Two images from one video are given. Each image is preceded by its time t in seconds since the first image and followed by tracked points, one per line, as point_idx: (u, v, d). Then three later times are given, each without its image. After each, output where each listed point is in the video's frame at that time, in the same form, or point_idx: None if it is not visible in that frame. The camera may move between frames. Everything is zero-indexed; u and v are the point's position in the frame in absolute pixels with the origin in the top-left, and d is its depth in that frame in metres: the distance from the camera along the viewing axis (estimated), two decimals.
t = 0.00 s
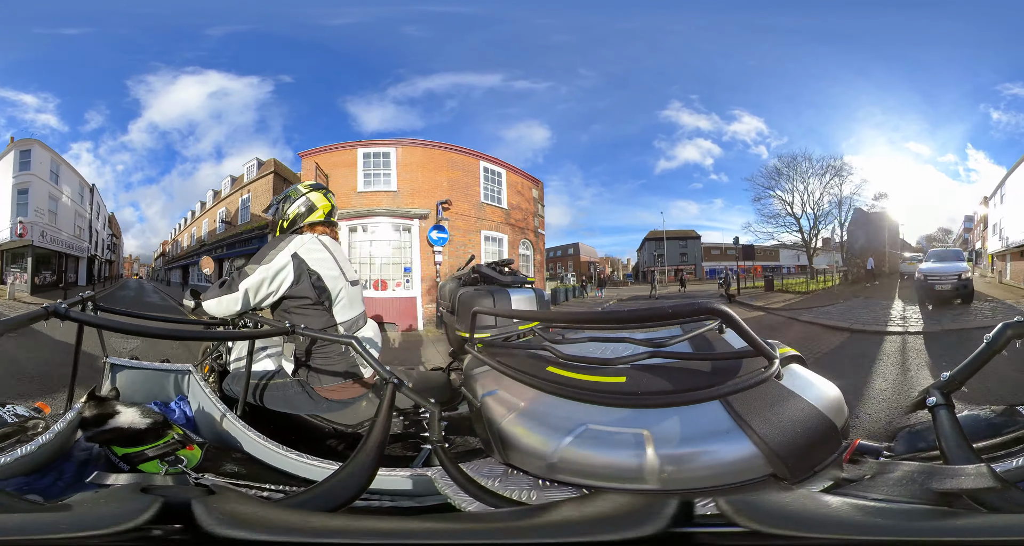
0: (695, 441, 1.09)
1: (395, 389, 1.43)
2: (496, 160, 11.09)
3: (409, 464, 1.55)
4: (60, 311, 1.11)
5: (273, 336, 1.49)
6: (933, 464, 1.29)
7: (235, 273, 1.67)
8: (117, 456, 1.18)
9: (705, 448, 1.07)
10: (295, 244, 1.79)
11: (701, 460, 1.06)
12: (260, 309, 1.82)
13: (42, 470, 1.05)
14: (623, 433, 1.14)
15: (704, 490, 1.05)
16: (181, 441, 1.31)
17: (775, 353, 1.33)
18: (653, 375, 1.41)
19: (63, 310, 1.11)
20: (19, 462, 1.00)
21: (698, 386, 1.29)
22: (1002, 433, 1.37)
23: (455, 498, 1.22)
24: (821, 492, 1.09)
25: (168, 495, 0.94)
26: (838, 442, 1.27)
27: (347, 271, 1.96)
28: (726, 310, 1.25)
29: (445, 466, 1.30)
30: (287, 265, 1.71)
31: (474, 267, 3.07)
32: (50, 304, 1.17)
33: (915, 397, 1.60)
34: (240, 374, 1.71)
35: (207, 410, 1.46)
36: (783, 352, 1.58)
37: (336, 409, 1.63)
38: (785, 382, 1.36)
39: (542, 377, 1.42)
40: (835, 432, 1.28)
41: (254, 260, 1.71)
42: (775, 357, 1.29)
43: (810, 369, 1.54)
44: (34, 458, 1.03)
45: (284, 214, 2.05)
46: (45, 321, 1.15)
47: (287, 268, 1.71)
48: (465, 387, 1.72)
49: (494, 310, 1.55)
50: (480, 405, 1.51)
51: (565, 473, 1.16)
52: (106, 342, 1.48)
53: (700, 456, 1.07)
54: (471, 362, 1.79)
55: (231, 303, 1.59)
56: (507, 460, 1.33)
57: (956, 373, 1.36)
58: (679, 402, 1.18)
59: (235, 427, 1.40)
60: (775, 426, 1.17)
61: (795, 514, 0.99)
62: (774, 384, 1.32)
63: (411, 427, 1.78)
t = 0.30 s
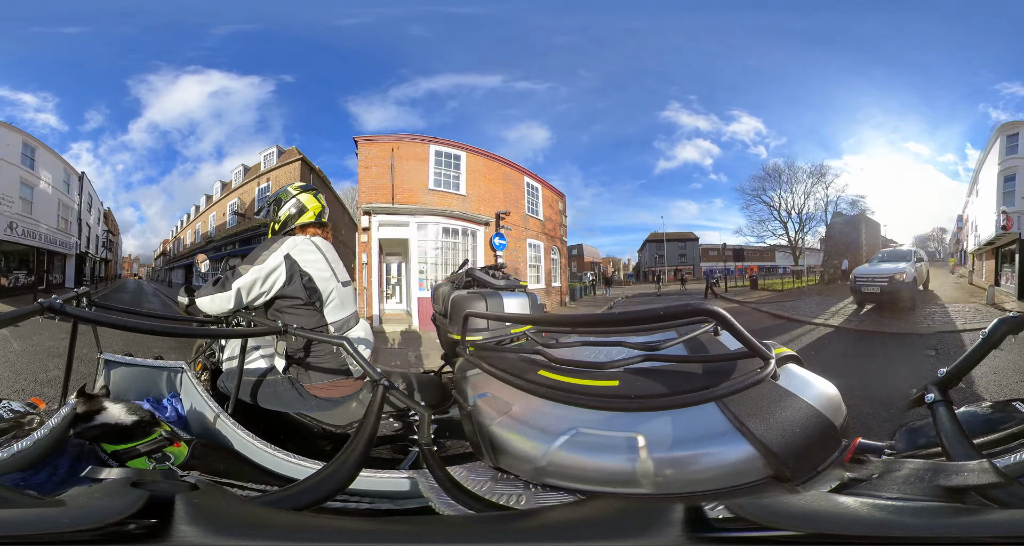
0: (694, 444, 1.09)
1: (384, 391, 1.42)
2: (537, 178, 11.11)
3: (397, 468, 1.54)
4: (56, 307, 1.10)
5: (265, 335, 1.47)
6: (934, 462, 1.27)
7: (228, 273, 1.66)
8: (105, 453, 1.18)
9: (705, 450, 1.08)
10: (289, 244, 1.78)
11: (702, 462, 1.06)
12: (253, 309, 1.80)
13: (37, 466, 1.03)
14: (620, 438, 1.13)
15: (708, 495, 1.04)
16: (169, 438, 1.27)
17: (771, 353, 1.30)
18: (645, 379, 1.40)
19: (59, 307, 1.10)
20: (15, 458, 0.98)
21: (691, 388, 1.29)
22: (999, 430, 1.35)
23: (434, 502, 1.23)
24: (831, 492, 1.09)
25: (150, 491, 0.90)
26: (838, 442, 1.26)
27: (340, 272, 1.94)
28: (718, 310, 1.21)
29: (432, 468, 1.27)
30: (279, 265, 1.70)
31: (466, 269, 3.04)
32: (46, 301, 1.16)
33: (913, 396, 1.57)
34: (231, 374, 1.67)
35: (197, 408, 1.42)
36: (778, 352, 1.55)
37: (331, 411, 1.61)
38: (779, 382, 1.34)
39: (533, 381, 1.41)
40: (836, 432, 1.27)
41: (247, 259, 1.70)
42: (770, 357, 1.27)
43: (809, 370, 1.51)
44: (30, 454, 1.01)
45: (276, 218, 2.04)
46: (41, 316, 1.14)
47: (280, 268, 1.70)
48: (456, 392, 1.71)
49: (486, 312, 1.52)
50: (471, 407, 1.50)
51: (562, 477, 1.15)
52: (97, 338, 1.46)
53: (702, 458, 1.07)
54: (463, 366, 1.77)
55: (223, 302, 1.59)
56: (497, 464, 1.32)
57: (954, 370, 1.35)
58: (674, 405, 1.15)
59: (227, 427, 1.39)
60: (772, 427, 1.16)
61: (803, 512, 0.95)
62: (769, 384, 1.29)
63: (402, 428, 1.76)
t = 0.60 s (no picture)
0: (683, 437, 1.06)
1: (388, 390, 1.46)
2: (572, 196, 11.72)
3: (409, 465, 1.53)
4: (48, 314, 1.14)
5: (264, 339, 1.49)
6: (918, 464, 1.29)
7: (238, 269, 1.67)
8: (101, 462, 1.19)
9: (695, 443, 1.05)
10: (295, 244, 1.80)
11: (693, 456, 1.03)
12: (252, 310, 1.83)
13: (24, 474, 1.04)
14: (613, 430, 1.11)
15: (693, 486, 1.03)
16: (169, 446, 1.31)
17: (764, 348, 1.30)
18: (644, 370, 1.38)
19: (52, 315, 1.14)
20: None
21: (690, 380, 1.27)
22: (983, 435, 1.36)
23: (456, 496, 1.20)
24: (803, 491, 1.08)
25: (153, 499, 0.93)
26: (824, 438, 1.23)
27: (342, 271, 1.96)
28: (717, 304, 1.19)
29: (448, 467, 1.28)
30: (287, 264, 1.73)
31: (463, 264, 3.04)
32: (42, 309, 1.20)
33: (899, 395, 1.58)
34: (232, 379, 1.70)
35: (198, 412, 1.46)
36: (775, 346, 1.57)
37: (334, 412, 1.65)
38: (775, 378, 1.30)
39: (532, 373, 1.39)
40: (825, 430, 1.25)
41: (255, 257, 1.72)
42: (764, 352, 1.27)
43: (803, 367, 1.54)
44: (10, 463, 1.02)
45: (285, 222, 2.06)
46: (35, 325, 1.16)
47: (288, 265, 1.73)
48: (457, 385, 1.73)
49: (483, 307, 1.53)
50: (474, 402, 1.47)
51: (555, 469, 1.13)
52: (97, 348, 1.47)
53: (692, 451, 1.04)
54: (462, 361, 1.79)
55: (235, 297, 1.62)
56: (504, 457, 1.28)
57: (943, 374, 1.38)
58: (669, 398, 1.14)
59: (226, 434, 1.41)
60: (767, 422, 1.13)
61: (769, 508, 0.99)
62: (766, 379, 1.26)
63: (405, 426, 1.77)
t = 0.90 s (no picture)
0: (681, 439, 1.05)
1: (383, 386, 1.44)
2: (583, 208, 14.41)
3: (402, 464, 1.52)
4: (50, 312, 1.13)
5: (265, 334, 1.38)
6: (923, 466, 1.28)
7: (236, 264, 1.69)
8: (105, 455, 1.21)
9: (692, 446, 1.04)
10: (289, 241, 1.80)
11: (689, 458, 1.02)
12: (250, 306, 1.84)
13: (36, 471, 1.10)
14: (608, 431, 1.10)
15: (689, 489, 0.98)
16: (168, 440, 1.31)
17: (762, 353, 1.30)
18: (641, 372, 1.38)
19: (52, 312, 1.12)
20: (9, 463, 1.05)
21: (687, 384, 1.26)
22: (986, 438, 1.37)
23: (439, 494, 1.19)
24: (808, 493, 1.07)
25: (142, 482, 0.92)
26: (826, 443, 1.21)
27: (336, 271, 1.95)
28: (706, 306, 1.17)
29: (437, 466, 1.28)
30: (283, 258, 1.71)
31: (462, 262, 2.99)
32: (43, 306, 1.18)
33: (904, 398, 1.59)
34: (229, 375, 1.68)
35: (197, 408, 1.36)
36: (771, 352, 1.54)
37: (332, 406, 1.67)
38: (774, 382, 1.28)
39: (531, 374, 1.38)
40: (825, 434, 1.23)
41: (253, 253, 1.73)
42: (761, 357, 1.27)
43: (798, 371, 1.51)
44: (23, 461, 1.08)
45: (281, 224, 2.05)
46: (34, 322, 1.16)
47: (282, 261, 1.70)
48: (455, 383, 1.70)
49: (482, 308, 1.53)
50: (470, 402, 1.46)
51: (546, 469, 1.10)
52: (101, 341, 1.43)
53: (688, 454, 1.03)
54: (461, 360, 1.78)
55: (234, 289, 1.64)
56: (496, 460, 1.25)
57: (947, 374, 1.35)
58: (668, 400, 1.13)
59: (231, 428, 1.34)
60: (763, 428, 1.11)
61: (768, 515, 0.87)
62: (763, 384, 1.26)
63: (401, 424, 1.77)
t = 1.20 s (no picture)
0: (678, 440, 1.06)
1: (383, 385, 1.48)
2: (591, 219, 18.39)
3: (402, 462, 1.53)
4: (48, 315, 1.13)
5: (264, 334, 1.38)
6: (920, 466, 1.29)
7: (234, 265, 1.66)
8: (108, 456, 1.19)
9: (688, 446, 1.04)
10: (288, 240, 1.78)
11: (684, 459, 1.02)
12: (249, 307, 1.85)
13: (36, 473, 1.04)
14: (605, 431, 1.10)
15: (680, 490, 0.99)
16: (171, 441, 1.30)
17: (760, 354, 1.32)
18: (638, 371, 1.38)
19: (51, 314, 1.13)
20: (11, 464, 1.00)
21: (685, 383, 1.26)
22: (983, 440, 1.38)
23: (440, 492, 1.19)
24: (801, 493, 1.04)
25: (142, 484, 0.90)
26: (822, 444, 1.22)
27: (337, 271, 1.97)
28: (711, 307, 1.17)
29: (437, 465, 1.28)
30: (282, 260, 1.69)
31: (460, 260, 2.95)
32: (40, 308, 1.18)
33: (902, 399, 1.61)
34: (228, 375, 1.69)
35: (199, 411, 1.39)
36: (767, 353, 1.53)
37: (330, 406, 1.68)
38: (770, 384, 1.30)
39: (529, 372, 1.38)
40: (822, 435, 1.23)
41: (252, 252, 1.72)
42: (759, 357, 1.29)
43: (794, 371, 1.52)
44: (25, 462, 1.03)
45: (280, 220, 2.05)
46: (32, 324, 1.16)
47: (282, 263, 1.69)
48: (453, 381, 1.71)
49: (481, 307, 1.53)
50: (467, 400, 1.47)
51: (542, 469, 1.10)
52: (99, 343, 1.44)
53: (683, 454, 1.03)
54: (459, 359, 1.79)
55: (230, 294, 1.63)
56: (493, 458, 1.26)
57: (947, 376, 1.38)
58: (665, 400, 1.15)
59: (233, 429, 1.35)
60: (759, 429, 1.11)
61: (759, 514, 0.85)
62: (760, 385, 1.27)
63: (401, 422, 1.76)
